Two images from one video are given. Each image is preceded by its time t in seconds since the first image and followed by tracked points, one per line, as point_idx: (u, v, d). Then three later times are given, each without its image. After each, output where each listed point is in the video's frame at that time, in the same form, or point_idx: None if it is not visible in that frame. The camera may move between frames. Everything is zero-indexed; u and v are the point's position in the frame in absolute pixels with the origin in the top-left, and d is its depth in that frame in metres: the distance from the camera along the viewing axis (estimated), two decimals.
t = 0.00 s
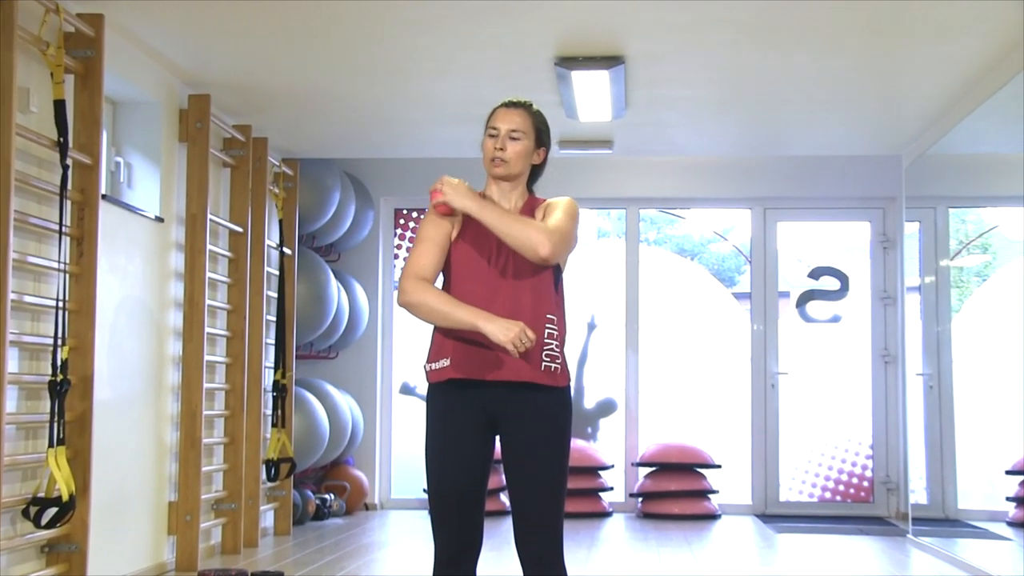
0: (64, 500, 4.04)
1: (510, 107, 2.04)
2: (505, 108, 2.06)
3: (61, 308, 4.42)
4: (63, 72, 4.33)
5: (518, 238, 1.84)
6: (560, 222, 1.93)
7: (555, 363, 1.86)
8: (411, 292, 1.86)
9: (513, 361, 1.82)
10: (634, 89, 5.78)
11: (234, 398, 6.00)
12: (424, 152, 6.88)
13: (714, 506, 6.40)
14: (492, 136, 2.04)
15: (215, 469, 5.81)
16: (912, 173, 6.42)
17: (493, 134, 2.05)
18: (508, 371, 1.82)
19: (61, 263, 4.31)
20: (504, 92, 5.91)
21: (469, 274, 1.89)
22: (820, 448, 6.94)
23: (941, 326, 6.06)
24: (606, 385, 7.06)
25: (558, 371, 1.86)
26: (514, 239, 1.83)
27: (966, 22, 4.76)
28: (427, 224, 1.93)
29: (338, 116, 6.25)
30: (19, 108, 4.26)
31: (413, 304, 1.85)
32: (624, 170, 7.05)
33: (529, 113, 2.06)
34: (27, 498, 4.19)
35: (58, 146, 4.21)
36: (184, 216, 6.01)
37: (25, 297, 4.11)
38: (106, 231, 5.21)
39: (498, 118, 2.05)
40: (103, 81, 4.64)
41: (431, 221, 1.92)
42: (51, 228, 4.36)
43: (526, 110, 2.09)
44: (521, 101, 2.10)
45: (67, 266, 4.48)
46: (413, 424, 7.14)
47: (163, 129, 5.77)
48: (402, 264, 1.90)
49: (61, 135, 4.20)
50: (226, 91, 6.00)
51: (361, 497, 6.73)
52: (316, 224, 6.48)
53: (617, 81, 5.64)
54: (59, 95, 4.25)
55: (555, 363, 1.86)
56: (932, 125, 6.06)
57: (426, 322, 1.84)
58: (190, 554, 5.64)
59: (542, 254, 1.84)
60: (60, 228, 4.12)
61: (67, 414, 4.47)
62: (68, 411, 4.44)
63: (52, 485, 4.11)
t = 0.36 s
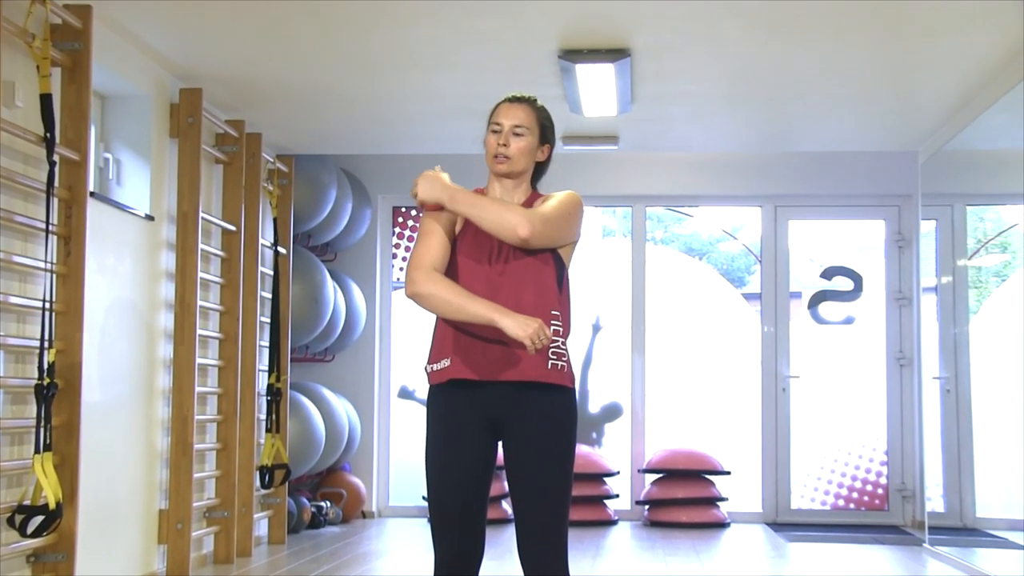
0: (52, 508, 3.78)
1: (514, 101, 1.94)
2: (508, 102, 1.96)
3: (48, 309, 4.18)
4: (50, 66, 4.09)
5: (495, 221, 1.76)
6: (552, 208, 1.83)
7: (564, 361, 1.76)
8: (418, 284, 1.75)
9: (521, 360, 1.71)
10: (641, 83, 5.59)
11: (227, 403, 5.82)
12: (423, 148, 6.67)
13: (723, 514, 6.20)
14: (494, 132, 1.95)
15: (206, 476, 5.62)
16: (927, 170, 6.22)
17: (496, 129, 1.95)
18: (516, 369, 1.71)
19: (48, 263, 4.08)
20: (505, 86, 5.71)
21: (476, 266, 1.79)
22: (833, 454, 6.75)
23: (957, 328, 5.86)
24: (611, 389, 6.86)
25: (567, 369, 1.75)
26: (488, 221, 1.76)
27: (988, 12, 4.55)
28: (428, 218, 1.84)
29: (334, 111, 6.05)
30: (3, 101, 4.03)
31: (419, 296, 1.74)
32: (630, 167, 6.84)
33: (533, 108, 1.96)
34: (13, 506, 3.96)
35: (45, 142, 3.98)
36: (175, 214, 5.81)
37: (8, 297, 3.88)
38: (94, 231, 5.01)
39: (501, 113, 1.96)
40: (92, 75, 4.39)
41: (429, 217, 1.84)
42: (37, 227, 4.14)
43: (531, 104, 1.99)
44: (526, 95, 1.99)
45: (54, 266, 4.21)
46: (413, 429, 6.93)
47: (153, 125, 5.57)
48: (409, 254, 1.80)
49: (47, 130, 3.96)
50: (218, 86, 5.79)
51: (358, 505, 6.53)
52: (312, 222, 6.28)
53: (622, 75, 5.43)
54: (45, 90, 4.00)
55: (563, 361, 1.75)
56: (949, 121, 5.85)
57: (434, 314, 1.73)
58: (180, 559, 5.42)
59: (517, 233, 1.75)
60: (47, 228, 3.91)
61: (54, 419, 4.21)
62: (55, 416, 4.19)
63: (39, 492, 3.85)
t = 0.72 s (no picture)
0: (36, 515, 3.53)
1: (513, 95, 1.93)
2: (507, 97, 1.95)
3: (32, 310, 3.92)
4: (35, 59, 3.86)
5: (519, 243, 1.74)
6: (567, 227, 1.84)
7: (563, 369, 1.75)
8: (412, 288, 1.75)
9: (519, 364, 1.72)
10: (648, 77, 5.40)
11: (218, 407, 5.63)
12: (422, 145, 6.48)
13: (731, 522, 6.01)
14: (494, 126, 1.93)
15: (197, 483, 5.43)
16: (943, 166, 6.02)
17: (496, 123, 1.93)
18: (511, 373, 1.72)
19: (35, 263, 3.84)
20: (507, 81, 5.52)
21: (473, 270, 1.79)
22: (845, 460, 6.56)
23: (975, 330, 5.66)
24: (616, 393, 6.67)
25: (566, 377, 1.75)
26: (515, 246, 1.74)
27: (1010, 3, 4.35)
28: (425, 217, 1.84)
29: (330, 106, 5.85)
30: None
31: (416, 302, 1.73)
32: (635, 164, 6.64)
33: (533, 103, 1.95)
34: None
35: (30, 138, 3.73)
36: (166, 212, 5.62)
37: None
38: (81, 230, 4.82)
39: (500, 107, 1.94)
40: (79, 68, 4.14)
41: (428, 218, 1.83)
42: (22, 225, 3.89)
43: (529, 99, 1.98)
44: (524, 89, 1.99)
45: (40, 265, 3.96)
46: (411, 434, 6.74)
47: (142, 120, 5.38)
48: (402, 261, 1.81)
49: (35, 126, 3.72)
50: (209, 79, 5.59)
51: (354, 513, 6.34)
52: (308, 221, 6.07)
53: (627, 69, 5.25)
54: (30, 85, 3.76)
55: (563, 369, 1.75)
56: (966, 116, 5.65)
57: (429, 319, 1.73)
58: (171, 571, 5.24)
59: (545, 261, 1.75)
60: (31, 227, 3.71)
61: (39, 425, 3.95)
62: (40, 421, 3.92)
63: (23, 500, 3.60)
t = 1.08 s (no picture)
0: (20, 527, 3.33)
1: (520, 90, 1.87)
2: (513, 92, 1.89)
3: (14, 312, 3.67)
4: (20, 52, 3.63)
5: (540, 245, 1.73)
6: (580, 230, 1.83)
7: (564, 374, 1.73)
8: (400, 298, 1.75)
9: (514, 367, 1.69)
10: (653, 72, 5.21)
11: (209, 412, 5.44)
12: (420, 142, 6.29)
13: (740, 531, 5.82)
14: (499, 121, 1.88)
15: (187, 492, 5.24)
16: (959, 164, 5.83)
17: (501, 119, 1.87)
18: (509, 378, 1.70)
19: (19, 264, 3.61)
20: (507, 77, 5.33)
21: (468, 273, 1.77)
22: (857, 468, 6.37)
23: (992, 334, 5.47)
24: (620, 398, 6.49)
25: (568, 382, 1.73)
26: (538, 249, 1.72)
27: None
28: (423, 220, 1.84)
29: (325, 102, 5.66)
30: None
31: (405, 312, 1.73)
32: (640, 161, 6.46)
33: (540, 99, 1.89)
34: None
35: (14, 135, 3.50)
36: (155, 210, 5.43)
37: None
38: (67, 230, 4.62)
39: (506, 102, 1.88)
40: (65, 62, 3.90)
41: (428, 222, 1.83)
42: (6, 224, 3.65)
43: (535, 95, 1.92)
44: (530, 84, 1.93)
45: (23, 266, 3.72)
46: (409, 440, 6.55)
47: (131, 116, 5.18)
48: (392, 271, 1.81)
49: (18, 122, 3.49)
50: (200, 73, 5.39)
51: (350, 522, 6.16)
52: (302, 220, 5.87)
53: (632, 64, 5.06)
54: (14, 79, 3.54)
55: (563, 374, 1.73)
56: (983, 111, 5.46)
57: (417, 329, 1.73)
58: None
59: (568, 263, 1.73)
60: (13, 224, 3.50)
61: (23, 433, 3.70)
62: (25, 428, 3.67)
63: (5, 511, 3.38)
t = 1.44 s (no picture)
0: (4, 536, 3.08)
1: (527, 87, 1.80)
2: (519, 89, 1.82)
3: None
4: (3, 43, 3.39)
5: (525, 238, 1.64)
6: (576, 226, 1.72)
7: (569, 378, 1.63)
8: (398, 306, 1.66)
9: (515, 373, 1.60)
10: (658, 67, 5.03)
11: (199, 418, 5.26)
12: (418, 139, 6.11)
13: (748, 541, 5.64)
14: (503, 118, 1.80)
15: (176, 501, 5.06)
16: (975, 162, 5.65)
17: (506, 116, 1.80)
18: (511, 384, 1.61)
19: None
20: (507, 72, 5.16)
21: (467, 275, 1.67)
22: (870, 476, 6.18)
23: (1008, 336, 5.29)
24: (624, 404, 6.30)
25: (573, 387, 1.63)
26: (517, 240, 1.63)
27: None
28: (422, 220, 1.74)
29: (319, 98, 5.48)
30: None
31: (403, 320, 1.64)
32: (644, 160, 6.28)
33: (546, 97, 1.82)
34: None
35: None
36: (143, 209, 5.24)
37: None
38: (50, 230, 4.44)
39: (511, 99, 1.81)
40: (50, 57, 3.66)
41: (429, 222, 1.74)
42: None
43: (541, 92, 1.85)
44: (535, 81, 1.86)
45: (6, 267, 3.48)
46: (406, 447, 6.37)
47: (118, 111, 4.98)
48: (391, 275, 1.72)
49: None
50: (190, 67, 5.21)
51: (344, 532, 5.97)
52: (295, 220, 5.67)
53: (636, 58, 4.88)
54: None
55: (569, 378, 1.63)
56: (999, 107, 5.29)
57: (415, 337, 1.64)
58: None
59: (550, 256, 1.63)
60: None
61: (4, 443, 3.46)
62: (7, 437, 3.43)
63: None
